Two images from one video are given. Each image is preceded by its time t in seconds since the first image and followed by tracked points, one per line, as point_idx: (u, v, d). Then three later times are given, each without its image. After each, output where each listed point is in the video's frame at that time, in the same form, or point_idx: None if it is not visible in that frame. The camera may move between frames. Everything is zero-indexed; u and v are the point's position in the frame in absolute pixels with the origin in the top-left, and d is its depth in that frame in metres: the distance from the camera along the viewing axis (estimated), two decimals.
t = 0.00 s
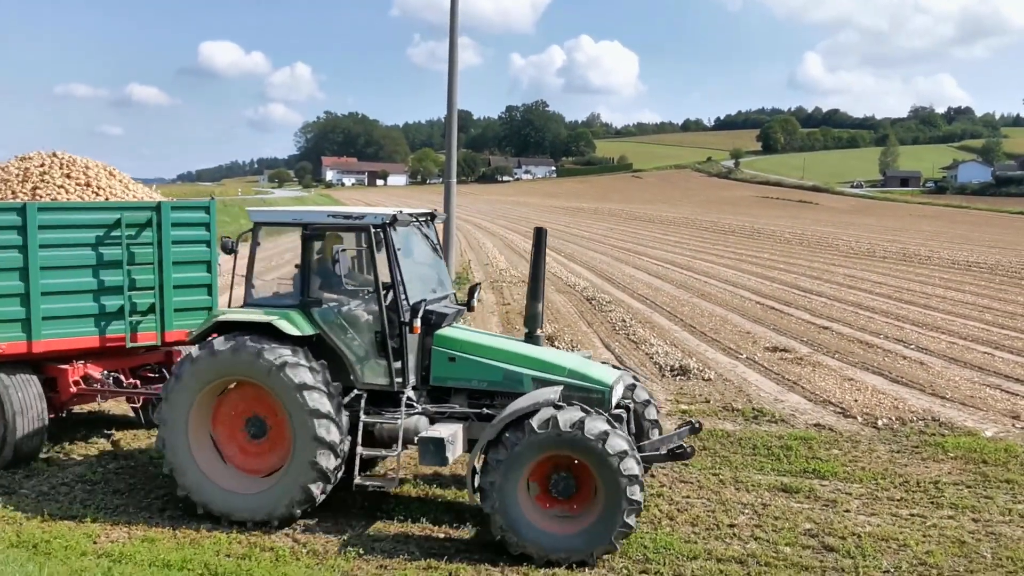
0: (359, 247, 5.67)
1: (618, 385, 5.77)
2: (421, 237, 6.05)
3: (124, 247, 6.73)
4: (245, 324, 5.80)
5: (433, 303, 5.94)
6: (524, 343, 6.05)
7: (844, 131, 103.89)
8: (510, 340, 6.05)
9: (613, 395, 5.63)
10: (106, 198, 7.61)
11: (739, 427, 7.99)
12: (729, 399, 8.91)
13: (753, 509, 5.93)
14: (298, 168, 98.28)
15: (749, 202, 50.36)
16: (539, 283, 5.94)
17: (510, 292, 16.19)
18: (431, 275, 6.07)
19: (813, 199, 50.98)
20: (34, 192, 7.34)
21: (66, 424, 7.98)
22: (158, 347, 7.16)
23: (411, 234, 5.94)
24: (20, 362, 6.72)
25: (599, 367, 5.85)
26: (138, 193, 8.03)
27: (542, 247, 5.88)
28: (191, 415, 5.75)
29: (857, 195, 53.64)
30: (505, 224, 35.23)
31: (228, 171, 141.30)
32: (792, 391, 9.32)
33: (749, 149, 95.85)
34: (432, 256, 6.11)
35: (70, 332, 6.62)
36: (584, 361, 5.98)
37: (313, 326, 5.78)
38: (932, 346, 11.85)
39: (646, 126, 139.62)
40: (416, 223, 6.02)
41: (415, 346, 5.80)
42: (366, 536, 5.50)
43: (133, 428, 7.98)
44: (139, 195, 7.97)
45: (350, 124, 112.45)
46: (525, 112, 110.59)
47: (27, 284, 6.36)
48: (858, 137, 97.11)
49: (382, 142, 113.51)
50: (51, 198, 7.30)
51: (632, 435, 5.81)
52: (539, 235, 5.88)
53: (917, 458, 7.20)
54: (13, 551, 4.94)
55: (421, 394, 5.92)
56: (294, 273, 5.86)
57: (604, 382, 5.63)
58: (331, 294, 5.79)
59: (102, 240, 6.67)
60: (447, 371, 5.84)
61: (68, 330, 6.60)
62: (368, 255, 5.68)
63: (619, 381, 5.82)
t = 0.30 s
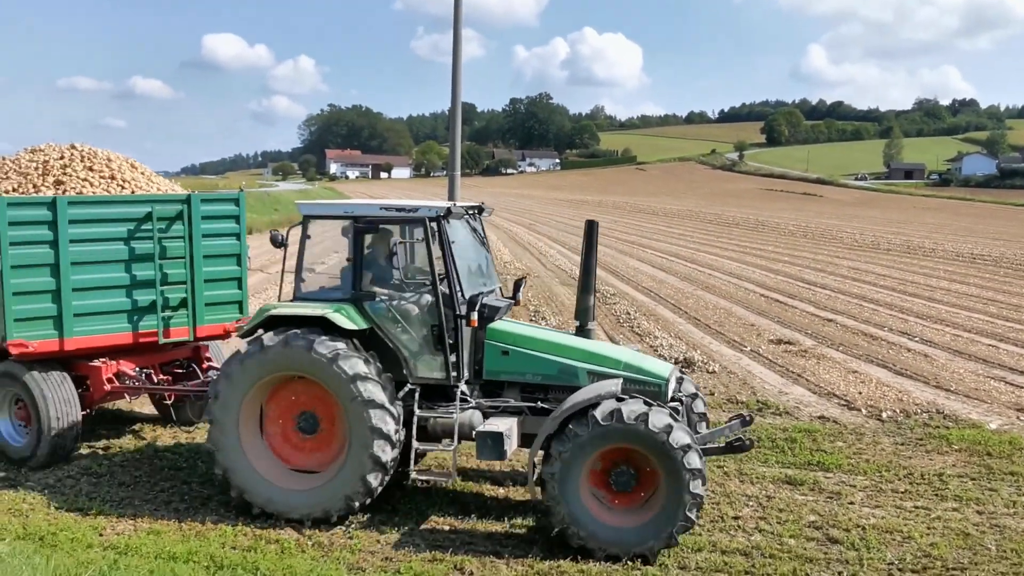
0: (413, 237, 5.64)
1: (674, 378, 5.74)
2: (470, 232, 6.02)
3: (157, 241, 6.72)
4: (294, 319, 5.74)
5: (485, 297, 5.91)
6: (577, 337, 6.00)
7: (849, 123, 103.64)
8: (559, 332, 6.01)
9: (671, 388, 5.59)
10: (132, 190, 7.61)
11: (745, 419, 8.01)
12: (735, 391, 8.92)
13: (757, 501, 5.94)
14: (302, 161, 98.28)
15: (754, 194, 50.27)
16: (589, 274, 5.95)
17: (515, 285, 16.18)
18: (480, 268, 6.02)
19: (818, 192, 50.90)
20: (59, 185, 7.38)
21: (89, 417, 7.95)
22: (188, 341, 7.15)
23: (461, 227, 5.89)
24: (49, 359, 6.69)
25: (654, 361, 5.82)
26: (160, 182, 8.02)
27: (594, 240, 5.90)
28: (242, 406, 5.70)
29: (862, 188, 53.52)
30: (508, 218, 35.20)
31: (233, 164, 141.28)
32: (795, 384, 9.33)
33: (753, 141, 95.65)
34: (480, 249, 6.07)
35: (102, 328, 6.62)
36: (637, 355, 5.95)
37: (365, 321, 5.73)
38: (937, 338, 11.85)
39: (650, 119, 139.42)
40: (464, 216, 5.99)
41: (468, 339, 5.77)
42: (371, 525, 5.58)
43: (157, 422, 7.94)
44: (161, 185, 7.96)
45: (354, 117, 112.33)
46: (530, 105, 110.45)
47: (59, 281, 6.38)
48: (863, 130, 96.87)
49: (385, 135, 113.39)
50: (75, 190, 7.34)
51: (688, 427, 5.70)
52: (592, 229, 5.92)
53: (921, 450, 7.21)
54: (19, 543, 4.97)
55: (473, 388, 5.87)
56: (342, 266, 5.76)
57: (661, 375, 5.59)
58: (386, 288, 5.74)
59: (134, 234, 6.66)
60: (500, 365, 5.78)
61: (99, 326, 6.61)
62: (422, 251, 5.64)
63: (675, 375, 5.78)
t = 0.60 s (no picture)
0: (470, 234, 5.57)
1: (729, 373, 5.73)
2: (521, 226, 5.95)
3: (195, 236, 6.60)
4: (351, 316, 5.67)
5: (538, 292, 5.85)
6: (629, 332, 5.97)
7: (854, 115, 103.40)
8: (610, 327, 5.97)
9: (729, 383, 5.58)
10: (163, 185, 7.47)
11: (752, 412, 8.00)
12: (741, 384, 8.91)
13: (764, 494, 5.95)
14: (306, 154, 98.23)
15: (758, 187, 50.16)
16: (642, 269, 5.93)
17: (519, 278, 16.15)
18: (532, 263, 5.95)
19: (823, 184, 50.81)
20: (89, 180, 7.25)
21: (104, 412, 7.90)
22: (224, 337, 7.02)
23: (514, 222, 5.82)
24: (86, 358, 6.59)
25: (708, 356, 5.81)
26: (189, 177, 7.90)
27: (647, 233, 5.85)
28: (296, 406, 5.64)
29: (867, 179, 53.39)
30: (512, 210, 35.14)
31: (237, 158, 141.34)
32: (800, 376, 9.32)
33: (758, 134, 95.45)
34: (530, 243, 6.00)
35: (140, 325, 6.51)
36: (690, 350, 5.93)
37: (419, 317, 5.67)
38: (942, 330, 11.83)
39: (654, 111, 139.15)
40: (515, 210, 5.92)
41: (524, 335, 5.71)
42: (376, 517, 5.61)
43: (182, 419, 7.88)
44: (191, 180, 7.83)
45: (358, 110, 112.25)
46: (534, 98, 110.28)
47: (97, 277, 6.26)
48: (869, 122, 96.62)
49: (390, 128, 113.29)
50: (107, 184, 7.19)
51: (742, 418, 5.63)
52: (645, 222, 5.85)
53: (927, 442, 7.21)
54: (28, 537, 4.98)
55: (528, 384, 5.82)
56: (393, 262, 5.71)
57: (720, 370, 5.58)
58: (442, 283, 5.67)
59: (172, 229, 6.54)
60: (556, 361, 5.74)
61: (138, 324, 6.49)
62: (478, 246, 5.58)
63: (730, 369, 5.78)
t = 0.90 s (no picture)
0: (534, 234, 5.56)
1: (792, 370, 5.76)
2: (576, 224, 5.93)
3: (241, 234, 6.54)
4: (413, 315, 5.64)
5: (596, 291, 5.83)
6: (688, 329, 5.98)
7: (858, 110, 103.21)
8: (670, 326, 6.00)
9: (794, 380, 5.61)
10: (204, 182, 7.42)
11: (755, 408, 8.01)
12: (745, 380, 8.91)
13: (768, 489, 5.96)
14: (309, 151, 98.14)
15: (762, 183, 50.08)
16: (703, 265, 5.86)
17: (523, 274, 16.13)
18: (589, 261, 5.93)
19: (826, 180, 50.73)
20: (128, 177, 7.20)
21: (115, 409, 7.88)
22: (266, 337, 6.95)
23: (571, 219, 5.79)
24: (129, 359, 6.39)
25: (770, 353, 5.83)
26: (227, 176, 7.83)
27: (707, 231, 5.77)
28: (358, 405, 5.57)
29: (871, 175, 53.31)
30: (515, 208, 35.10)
31: (240, 155, 141.35)
32: (804, 372, 9.31)
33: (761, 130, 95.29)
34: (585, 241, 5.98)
35: (187, 325, 6.41)
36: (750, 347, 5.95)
37: (481, 316, 5.64)
38: (945, 326, 11.83)
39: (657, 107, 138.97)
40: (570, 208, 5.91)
41: (586, 334, 5.67)
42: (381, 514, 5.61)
43: (203, 418, 7.84)
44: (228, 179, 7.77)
45: (360, 106, 112.18)
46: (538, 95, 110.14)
47: (145, 275, 6.13)
48: (873, 117, 96.42)
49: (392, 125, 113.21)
50: (147, 181, 7.14)
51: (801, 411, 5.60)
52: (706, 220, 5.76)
53: (930, 438, 7.21)
54: (31, 533, 4.99)
55: (589, 384, 5.78)
56: (453, 261, 5.68)
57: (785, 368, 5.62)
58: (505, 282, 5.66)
59: (219, 227, 6.47)
60: (618, 360, 5.75)
61: (185, 323, 6.39)
62: (540, 244, 5.56)
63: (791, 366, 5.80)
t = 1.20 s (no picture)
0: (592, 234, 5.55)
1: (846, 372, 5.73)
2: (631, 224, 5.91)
3: (284, 235, 6.51)
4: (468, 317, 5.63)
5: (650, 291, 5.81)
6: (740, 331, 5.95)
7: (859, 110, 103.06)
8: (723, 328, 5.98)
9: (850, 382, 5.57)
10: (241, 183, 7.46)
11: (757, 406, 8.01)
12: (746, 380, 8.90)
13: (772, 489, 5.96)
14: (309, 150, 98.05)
15: (763, 182, 50.00)
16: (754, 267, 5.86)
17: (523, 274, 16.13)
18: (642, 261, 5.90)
19: (827, 180, 50.63)
20: (164, 177, 7.18)
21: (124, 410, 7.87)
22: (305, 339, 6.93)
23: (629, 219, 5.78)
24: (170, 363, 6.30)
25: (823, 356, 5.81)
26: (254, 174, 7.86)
27: (760, 231, 5.78)
28: (434, 382, 5.48)
29: (871, 175, 53.21)
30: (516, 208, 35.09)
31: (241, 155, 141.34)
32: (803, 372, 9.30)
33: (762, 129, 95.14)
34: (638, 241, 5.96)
35: (231, 327, 6.37)
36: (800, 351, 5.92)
37: (537, 318, 5.64)
38: (946, 326, 11.81)
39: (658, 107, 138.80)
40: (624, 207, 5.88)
41: (643, 335, 5.65)
42: (383, 515, 5.61)
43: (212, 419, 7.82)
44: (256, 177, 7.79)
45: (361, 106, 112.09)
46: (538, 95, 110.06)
47: (188, 277, 6.09)
48: (874, 117, 96.28)
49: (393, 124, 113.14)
50: (183, 181, 7.13)
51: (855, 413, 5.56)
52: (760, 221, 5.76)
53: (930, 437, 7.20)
54: (31, 532, 4.99)
55: (645, 387, 5.75)
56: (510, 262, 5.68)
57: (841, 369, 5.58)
58: (558, 284, 5.66)
59: (262, 227, 6.44)
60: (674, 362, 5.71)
61: (228, 325, 6.36)
62: (599, 246, 5.55)
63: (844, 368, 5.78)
